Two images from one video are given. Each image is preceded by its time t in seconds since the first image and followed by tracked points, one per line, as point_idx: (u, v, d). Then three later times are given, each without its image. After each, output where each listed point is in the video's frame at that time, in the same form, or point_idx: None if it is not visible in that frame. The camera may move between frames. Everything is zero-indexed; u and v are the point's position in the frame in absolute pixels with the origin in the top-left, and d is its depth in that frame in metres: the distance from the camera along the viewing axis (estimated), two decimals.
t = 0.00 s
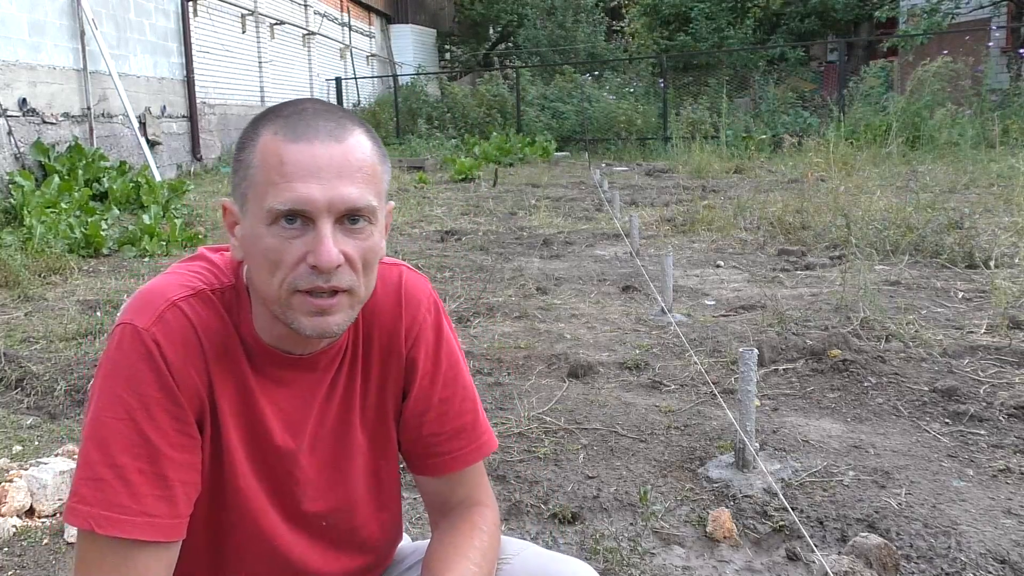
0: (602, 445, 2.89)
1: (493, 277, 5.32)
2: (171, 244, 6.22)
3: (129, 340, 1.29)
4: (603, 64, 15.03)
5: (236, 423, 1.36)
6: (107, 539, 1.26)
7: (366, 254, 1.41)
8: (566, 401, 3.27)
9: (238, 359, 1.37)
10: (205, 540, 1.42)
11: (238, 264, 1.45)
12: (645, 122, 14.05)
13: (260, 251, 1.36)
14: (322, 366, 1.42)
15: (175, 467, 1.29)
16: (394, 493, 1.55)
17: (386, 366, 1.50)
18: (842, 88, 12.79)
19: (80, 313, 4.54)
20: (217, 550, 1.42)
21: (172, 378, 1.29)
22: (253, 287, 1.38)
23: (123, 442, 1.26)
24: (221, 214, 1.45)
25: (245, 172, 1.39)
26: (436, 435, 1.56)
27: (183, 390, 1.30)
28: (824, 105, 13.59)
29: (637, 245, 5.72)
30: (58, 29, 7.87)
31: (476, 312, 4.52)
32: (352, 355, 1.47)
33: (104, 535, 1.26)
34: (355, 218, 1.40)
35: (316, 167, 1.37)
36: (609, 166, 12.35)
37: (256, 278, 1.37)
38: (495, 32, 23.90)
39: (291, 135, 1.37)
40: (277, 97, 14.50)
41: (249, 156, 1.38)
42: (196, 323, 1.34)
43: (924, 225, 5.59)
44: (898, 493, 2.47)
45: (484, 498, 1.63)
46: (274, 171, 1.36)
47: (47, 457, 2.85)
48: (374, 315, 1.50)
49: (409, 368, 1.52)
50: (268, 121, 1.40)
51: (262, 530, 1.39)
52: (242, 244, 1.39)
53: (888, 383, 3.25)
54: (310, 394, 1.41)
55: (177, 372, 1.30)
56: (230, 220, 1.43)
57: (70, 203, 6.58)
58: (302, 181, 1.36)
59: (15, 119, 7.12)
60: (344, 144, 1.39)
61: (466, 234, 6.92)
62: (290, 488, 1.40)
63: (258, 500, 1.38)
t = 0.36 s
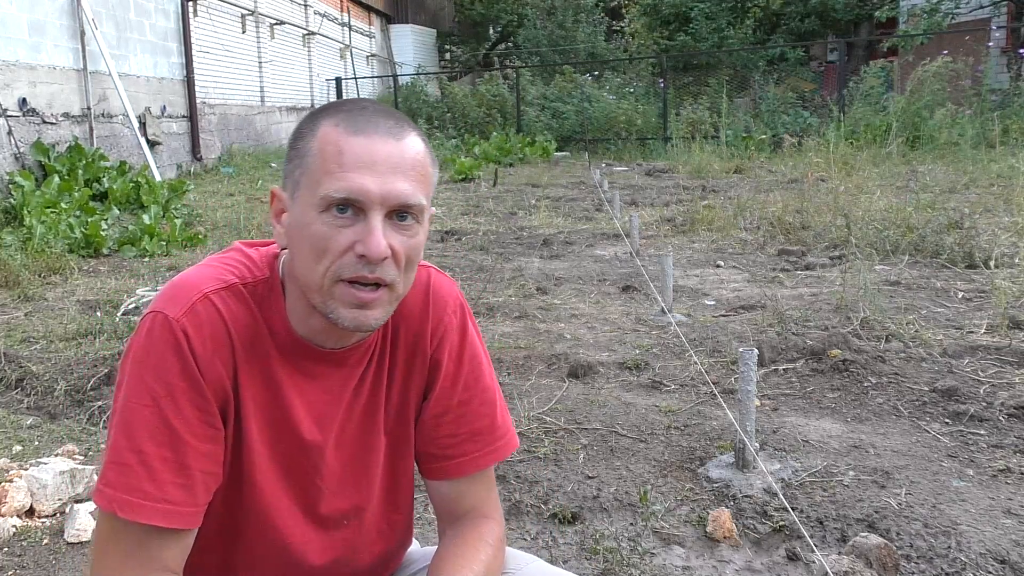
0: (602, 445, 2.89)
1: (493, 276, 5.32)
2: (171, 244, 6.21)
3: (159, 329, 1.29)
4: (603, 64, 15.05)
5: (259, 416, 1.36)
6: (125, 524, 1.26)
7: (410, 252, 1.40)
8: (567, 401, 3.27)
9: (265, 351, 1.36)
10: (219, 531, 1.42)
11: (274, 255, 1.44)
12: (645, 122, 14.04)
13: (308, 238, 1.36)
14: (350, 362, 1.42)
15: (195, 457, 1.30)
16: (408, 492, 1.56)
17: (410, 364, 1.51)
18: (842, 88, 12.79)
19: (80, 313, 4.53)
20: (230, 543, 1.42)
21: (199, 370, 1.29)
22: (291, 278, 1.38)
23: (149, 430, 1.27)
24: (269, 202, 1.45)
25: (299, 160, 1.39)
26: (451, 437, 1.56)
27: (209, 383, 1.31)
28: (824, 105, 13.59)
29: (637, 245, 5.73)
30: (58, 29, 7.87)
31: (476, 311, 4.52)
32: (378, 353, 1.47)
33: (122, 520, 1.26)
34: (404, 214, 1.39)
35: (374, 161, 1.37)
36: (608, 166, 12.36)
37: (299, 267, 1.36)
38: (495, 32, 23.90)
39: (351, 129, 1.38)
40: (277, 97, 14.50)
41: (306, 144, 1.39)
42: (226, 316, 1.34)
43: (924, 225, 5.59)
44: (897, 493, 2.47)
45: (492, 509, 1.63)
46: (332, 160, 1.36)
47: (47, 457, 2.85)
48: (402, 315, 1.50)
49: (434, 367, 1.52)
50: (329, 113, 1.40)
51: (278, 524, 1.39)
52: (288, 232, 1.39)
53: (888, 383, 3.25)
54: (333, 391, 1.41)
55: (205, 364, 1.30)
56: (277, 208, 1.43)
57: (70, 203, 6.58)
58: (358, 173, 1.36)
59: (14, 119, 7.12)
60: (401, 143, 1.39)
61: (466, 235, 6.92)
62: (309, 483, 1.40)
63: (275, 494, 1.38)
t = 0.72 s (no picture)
0: (602, 445, 2.89)
1: (493, 276, 5.32)
2: (171, 244, 6.21)
3: (158, 348, 1.27)
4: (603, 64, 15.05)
5: (260, 429, 1.35)
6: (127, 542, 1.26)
7: (414, 264, 1.40)
8: (567, 401, 3.27)
9: (267, 366, 1.35)
10: (221, 543, 1.42)
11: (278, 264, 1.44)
12: (645, 122, 14.04)
13: (314, 250, 1.36)
14: (354, 373, 1.41)
15: (193, 474, 1.29)
16: (412, 497, 1.56)
17: (415, 372, 1.51)
18: (842, 88, 12.79)
19: (80, 313, 4.53)
20: (230, 553, 1.42)
21: (200, 389, 1.28)
22: (296, 290, 1.37)
23: (149, 451, 1.26)
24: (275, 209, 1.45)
25: (306, 172, 1.39)
26: (456, 443, 1.57)
27: (210, 401, 1.30)
28: (824, 105, 13.60)
29: (637, 245, 5.73)
30: (58, 29, 7.87)
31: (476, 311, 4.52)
32: (383, 362, 1.46)
33: (121, 535, 1.26)
34: (409, 227, 1.39)
35: (379, 174, 1.37)
36: (609, 166, 12.36)
37: (304, 278, 1.36)
38: (495, 32, 23.91)
39: (358, 142, 1.38)
40: (277, 97, 14.50)
41: (313, 156, 1.39)
42: (226, 332, 1.32)
43: (924, 225, 5.59)
44: (898, 493, 2.47)
45: (498, 512, 1.63)
46: (337, 173, 1.36)
47: (47, 457, 2.85)
48: (407, 321, 1.49)
49: (440, 373, 1.52)
50: (338, 124, 1.41)
51: (283, 535, 1.40)
52: (294, 242, 1.39)
53: (888, 383, 3.25)
54: (338, 401, 1.40)
55: (205, 382, 1.29)
56: (283, 215, 1.43)
57: (70, 203, 6.58)
58: (364, 186, 1.36)
59: (15, 119, 7.12)
60: (408, 155, 1.39)
61: (466, 235, 6.92)
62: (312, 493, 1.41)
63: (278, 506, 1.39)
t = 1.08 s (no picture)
0: (602, 445, 2.89)
1: (493, 276, 5.32)
2: (171, 244, 6.21)
3: (144, 360, 1.27)
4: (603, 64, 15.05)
5: (250, 437, 1.35)
6: (114, 554, 1.26)
7: (404, 272, 1.40)
8: (567, 401, 3.27)
9: (256, 374, 1.35)
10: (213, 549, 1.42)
11: (267, 269, 1.43)
12: (645, 122, 14.04)
13: (301, 257, 1.36)
14: (344, 379, 1.41)
15: (177, 484, 1.29)
16: (406, 500, 1.56)
17: (408, 377, 1.51)
18: (842, 88, 12.79)
19: (80, 313, 4.53)
20: (221, 560, 1.42)
21: (187, 400, 1.28)
22: (285, 297, 1.37)
23: (136, 462, 1.26)
24: (262, 214, 1.45)
25: (293, 177, 1.39)
26: (451, 447, 1.57)
27: (198, 412, 1.30)
28: (824, 105, 13.60)
29: (637, 245, 5.73)
30: (58, 29, 7.87)
31: (476, 312, 4.52)
32: (374, 367, 1.46)
33: (105, 548, 1.26)
34: (396, 233, 1.39)
35: (365, 181, 1.37)
36: (609, 166, 12.35)
37: (293, 286, 1.36)
38: (495, 32, 23.91)
39: (343, 147, 1.38)
40: (277, 97, 14.50)
41: (300, 163, 1.39)
42: (213, 342, 1.32)
43: (924, 225, 5.59)
44: (898, 493, 2.47)
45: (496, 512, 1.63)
46: (323, 180, 1.37)
47: (47, 457, 2.85)
48: (400, 325, 1.49)
49: (433, 377, 1.52)
50: (325, 129, 1.41)
51: (274, 541, 1.40)
52: (282, 249, 1.39)
53: (888, 383, 3.25)
54: (329, 407, 1.40)
55: (192, 393, 1.29)
56: (271, 221, 1.44)
57: (70, 203, 6.58)
58: (350, 193, 1.36)
59: (15, 119, 7.12)
60: (394, 159, 1.40)
61: (466, 234, 6.92)
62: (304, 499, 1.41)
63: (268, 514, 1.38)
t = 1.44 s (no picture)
0: (602, 445, 2.89)
1: (493, 276, 5.32)
2: (171, 244, 6.21)
3: (127, 362, 1.27)
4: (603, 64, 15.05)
5: (237, 438, 1.35)
6: (100, 556, 1.27)
7: (384, 268, 1.40)
8: (567, 401, 3.27)
9: (241, 375, 1.35)
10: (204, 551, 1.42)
11: (252, 270, 1.44)
12: (645, 122, 14.05)
13: (280, 255, 1.36)
14: (331, 378, 1.41)
15: (161, 485, 1.29)
16: (400, 500, 1.56)
17: (398, 376, 1.50)
18: (842, 88, 12.80)
19: (80, 313, 4.54)
20: (212, 563, 1.42)
21: (169, 401, 1.28)
22: (268, 297, 1.38)
23: (119, 464, 1.26)
24: (245, 215, 1.46)
25: (270, 176, 1.40)
26: (442, 445, 1.57)
27: (182, 412, 1.30)
28: (824, 105, 13.60)
29: (637, 246, 5.73)
30: (58, 29, 7.87)
31: (476, 311, 4.52)
32: (362, 366, 1.46)
33: (91, 550, 1.27)
34: (375, 230, 1.39)
35: (342, 178, 1.37)
36: (609, 166, 12.35)
37: (275, 284, 1.37)
38: (495, 32, 23.91)
39: (318, 144, 1.38)
40: (277, 96, 14.50)
41: (276, 162, 1.39)
42: (196, 343, 1.32)
43: (924, 225, 5.60)
44: (897, 493, 2.47)
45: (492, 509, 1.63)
46: (298, 178, 1.37)
47: (47, 457, 2.85)
48: (390, 324, 1.49)
49: (424, 377, 1.52)
50: (301, 128, 1.41)
51: (263, 542, 1.39)
52: (264, 249, 1.40)
53: (888, 383, 3.25)
54: (316, 408, 1.40)
55: (176, 393, 1.29)
56: (253, 221, 1.44)
57: (70, 203, 6.57)
58: (327, 191, 1.36)
59: (15, 119, 7.12)
60: (372, 156, 1.40)
61: (466, 234, 6.92)
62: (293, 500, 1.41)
63: (257, 515, 1.38)
